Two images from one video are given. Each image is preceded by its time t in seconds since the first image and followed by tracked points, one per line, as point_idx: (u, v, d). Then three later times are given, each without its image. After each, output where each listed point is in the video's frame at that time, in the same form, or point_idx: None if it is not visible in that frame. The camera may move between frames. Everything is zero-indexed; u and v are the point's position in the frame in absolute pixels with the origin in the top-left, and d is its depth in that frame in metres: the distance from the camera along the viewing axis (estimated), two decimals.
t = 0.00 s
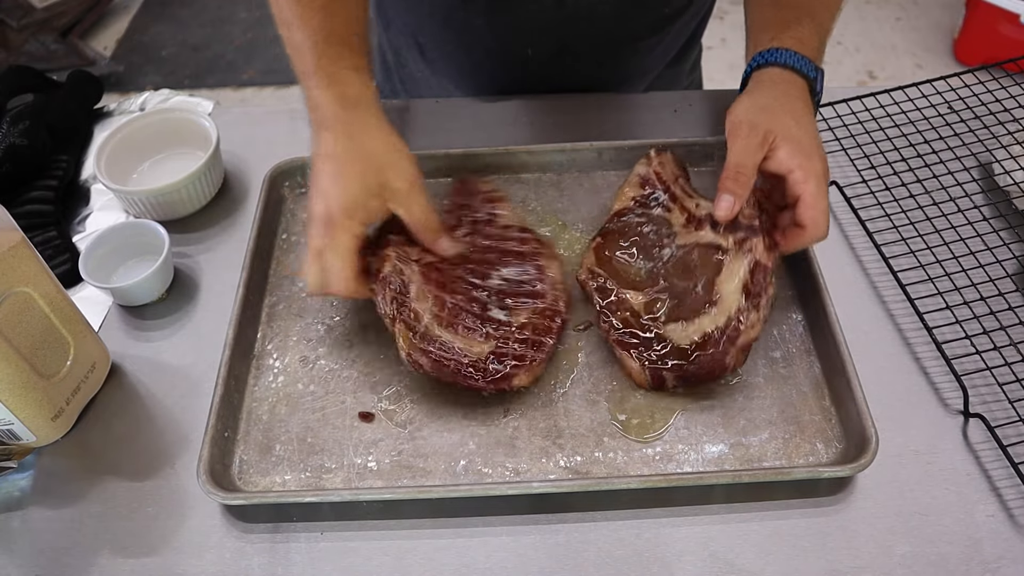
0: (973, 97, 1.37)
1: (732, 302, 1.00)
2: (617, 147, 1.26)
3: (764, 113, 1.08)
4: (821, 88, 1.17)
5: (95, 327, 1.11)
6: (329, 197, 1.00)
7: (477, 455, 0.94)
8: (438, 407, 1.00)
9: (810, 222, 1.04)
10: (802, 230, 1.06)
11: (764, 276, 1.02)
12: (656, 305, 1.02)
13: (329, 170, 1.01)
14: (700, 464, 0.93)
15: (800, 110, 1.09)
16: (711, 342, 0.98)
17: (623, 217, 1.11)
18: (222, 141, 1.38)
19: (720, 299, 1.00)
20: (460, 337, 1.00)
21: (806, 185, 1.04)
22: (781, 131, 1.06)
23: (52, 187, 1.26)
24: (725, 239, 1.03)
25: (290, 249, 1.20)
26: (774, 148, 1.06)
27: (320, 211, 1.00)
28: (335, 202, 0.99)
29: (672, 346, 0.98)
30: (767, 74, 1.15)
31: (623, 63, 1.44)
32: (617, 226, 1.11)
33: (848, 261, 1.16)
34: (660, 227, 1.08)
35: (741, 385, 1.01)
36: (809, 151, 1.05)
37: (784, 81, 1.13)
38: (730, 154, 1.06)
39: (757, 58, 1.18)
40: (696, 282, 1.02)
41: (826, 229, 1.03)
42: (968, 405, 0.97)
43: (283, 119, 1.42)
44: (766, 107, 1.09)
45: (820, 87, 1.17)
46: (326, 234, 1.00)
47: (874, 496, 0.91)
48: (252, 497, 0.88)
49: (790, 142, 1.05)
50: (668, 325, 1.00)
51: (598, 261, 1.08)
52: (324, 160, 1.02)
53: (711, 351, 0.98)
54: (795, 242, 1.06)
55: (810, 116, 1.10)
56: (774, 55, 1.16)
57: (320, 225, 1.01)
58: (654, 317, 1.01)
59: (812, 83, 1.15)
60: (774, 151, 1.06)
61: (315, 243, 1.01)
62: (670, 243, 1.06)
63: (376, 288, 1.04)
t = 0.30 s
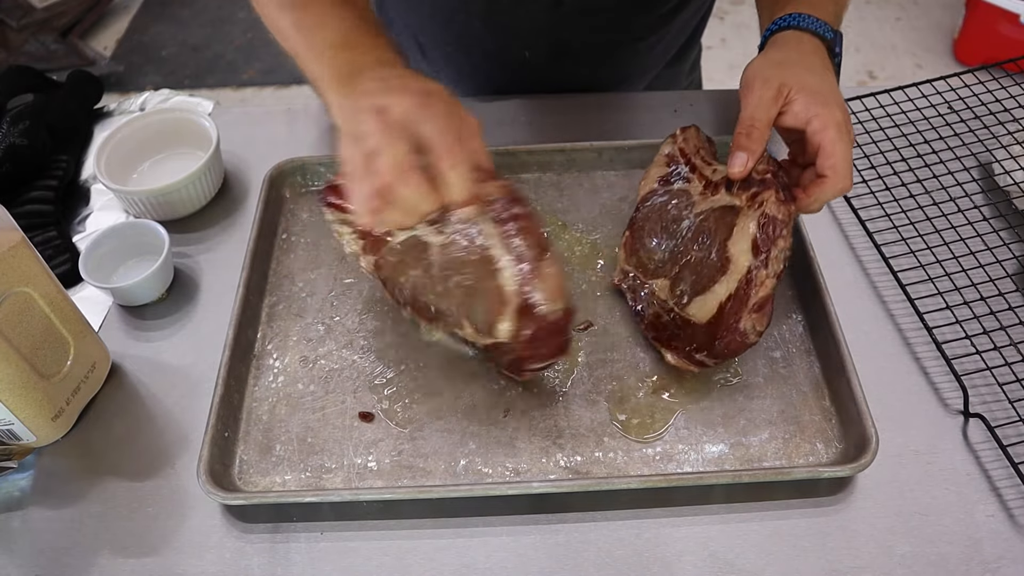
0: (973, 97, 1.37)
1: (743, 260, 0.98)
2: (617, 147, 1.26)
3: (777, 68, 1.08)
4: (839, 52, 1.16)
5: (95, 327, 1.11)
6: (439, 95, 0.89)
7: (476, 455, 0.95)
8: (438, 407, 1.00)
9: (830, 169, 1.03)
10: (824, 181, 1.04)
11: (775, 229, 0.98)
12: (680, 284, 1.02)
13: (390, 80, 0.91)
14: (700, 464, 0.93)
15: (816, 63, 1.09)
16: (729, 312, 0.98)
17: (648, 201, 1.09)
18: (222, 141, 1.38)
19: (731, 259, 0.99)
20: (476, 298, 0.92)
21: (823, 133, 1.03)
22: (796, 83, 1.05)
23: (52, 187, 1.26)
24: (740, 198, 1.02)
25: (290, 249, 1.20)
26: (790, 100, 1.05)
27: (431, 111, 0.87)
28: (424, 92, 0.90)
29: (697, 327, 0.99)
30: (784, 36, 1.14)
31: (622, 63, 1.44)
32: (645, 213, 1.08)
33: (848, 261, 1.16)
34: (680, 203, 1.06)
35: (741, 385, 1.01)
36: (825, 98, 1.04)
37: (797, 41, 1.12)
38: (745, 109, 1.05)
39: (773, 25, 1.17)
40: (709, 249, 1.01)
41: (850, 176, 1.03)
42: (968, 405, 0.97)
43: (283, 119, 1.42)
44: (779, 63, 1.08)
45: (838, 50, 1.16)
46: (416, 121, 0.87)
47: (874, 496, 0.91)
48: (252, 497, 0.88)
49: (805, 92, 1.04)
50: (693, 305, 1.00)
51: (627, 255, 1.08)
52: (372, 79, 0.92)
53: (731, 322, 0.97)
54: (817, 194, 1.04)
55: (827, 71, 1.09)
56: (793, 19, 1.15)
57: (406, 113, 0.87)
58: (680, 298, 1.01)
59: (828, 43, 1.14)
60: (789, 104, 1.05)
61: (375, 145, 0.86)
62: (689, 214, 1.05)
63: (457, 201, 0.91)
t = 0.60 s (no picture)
0: (973, 97, 1.37)
1: (760, 249, 1.00)
2: (617, 147, 1.25)
3: (787, 57, 1.07)
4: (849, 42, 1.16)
5: (95, 327, 1.11)
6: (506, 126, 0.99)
7: (476, 455, 0.95)
8: (437, 408, 1.00)
9: (841, 155, 1.02)
10: (834, 167, 1.03)
11: (790, 216, 0.98)
12: (698, 274, 1.04)
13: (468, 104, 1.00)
14: (700, 464, 0.93)
15: (825, 52, 1.09)
16: (747, 300, 0.99)
17: (665, 197, 1.13)
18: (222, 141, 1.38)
19: (747, 248, 1.01)
20: (553, 244, 1.11)
21: (834, 119, 1.02)
22: (805, 71, 1.05)
23: (52, 187, 1.26)
24: (752, 186, 1.03)
25: (289, 249, 1.20)
26: (800, 88, 1.05)
27: (520, 138, 0.97)
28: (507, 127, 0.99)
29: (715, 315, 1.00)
30: (792, 26, 1.14)
31: (622, 64, 1.44)
32: (662, 207, 1.12)
33: (848, 261, 1.16)
34: (696, 196, 1.09)
35: (741, 385, 1.01)
36: (835, 85, 1.04)
37: (807, 30, 1.12)
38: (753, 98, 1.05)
39: (783, 15, 1.18)
40: (726, 239, 1.03)
41: (861, 160, 1.01)
42: (968, 405, 0.97)
43: (283, 119, 1.42)
44: (789, 51, 1.08)
45: (848, 38, 1.16)
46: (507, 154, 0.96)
47: (874, 496, 0.91)
48: (252, 497, 0.88)
49: (814, 80, 1.04)
50: (711, 295, 1.02)
51: (645, 249, 1.10)
52: (443, 101, 1.00)
53: (749, 310, 0.98)
54: (830, 179, 1.03)
55: (838, 60, 1.09)
56: (802, 10, 1.15)
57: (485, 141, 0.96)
58: (696, 289, 1.03)
59: (838, 30, 1.13)
60: (799, 92, 1.05)
61: (468, 157, 0.94)
62: (704, 205, 1.07)
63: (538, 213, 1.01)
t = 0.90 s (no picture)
0: (973, 97, 1.37)
1: (749, 251, 1.00)
2: (617, 147, 1.26)
3: (771, 62, 1.08)
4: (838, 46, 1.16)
5: (95, 327, 1.11)
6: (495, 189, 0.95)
7: (476, 456, 0.95)
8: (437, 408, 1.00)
9: (825, 162, 1.03)
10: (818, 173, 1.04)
11: (775, 217, 1.00)
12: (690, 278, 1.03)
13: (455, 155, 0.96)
14: (700, 465, 0.93)
15: (810, 58, 1.09)
16: (739, 303, 0.99)
17: (653, 200, 1.12)
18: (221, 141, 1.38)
19: (737, 251, 1.00)
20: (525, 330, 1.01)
21: (819, 126, 1.03)
22: (790, 79, 1.05)
23: (52, 187, 1.26)
24: (738, 190, 1.04)
25: (289, 249, 1.20)
26: (784, 95, 1.05)
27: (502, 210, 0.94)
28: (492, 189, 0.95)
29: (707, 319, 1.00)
30: (780, 31, 1.14)
31: (622, 61, 1.44)
32: (651, 210, 1.12)
33: (848, 261, 1.16)
34: (684, 199, 1.08)
35: (740, 384, 1.01)
36: (819, 91, 1.04)
37: (794, 35, 1.12)
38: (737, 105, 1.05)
39: (772, 19, 1.17)
40: (714, 243, 1.02)
41: (844, 166, 1.02)
42: (968, 405, 0.97)
43: (283, 118, 1.42)
44: (774, 57, 1.08)
45: (835, 43, 1.16)
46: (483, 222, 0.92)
47: (874, 497, 0.91)
48: (252, 497, 0.88)
49: (799, 86, 1.04)
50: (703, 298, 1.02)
51: (638, 252, 1.09)
52: (429, 151, 0.95)
53: (743, 312, 0.98)
54: (814, 184, 1.04)
55: (824, 65, 1.09)
56: (791, 14, 1.15)
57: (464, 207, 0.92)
58: (690, 293, 1.02)
59: (825, 35, 1.14)
60: (783, 98, 1.05)
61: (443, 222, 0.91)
62: (691, 209, 1.07)
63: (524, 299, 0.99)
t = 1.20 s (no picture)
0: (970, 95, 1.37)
1: (738, 293, 1.06)
2: (617, 147, 1.26)
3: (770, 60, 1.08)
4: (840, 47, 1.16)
5: (95, 327, 1.11)
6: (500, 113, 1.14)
7: (477, 456, 0.95)
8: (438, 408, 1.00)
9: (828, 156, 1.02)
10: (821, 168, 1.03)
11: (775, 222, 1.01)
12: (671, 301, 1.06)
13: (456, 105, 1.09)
14: (700, 464, 0.93)
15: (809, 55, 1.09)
16: (716, 327, 1.03)
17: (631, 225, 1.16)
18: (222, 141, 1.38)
19: (721, 284, 1.07)
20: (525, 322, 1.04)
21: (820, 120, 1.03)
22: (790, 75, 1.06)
23: (52, 187, 1.26)
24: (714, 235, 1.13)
25: (290, 249, 1.20)
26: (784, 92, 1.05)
27: (461, 204, 1.01)
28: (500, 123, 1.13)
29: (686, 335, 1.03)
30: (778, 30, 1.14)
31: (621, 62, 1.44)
32: (627, 235, 1.15)
33: (847, 262, 1.16)
34: (662, 232, 1.14)
35: (741, 384, 1.01)
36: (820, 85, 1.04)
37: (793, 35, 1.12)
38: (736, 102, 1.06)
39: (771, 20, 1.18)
40: (699, 270, 1.09)
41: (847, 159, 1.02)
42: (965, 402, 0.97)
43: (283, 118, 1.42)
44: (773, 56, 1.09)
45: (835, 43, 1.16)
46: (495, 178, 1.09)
47: (875, 497, 0.91)
48: (252, 497, 0.88)
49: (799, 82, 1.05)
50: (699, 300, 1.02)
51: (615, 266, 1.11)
52: (405, 126, 1.05)
53: (722, 332, 1.02)
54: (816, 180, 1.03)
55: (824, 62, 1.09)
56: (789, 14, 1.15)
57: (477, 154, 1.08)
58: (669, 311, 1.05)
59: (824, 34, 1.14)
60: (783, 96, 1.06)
61: (407, 209, 0.96)
62: (671, 241, 1.13)
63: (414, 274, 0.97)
